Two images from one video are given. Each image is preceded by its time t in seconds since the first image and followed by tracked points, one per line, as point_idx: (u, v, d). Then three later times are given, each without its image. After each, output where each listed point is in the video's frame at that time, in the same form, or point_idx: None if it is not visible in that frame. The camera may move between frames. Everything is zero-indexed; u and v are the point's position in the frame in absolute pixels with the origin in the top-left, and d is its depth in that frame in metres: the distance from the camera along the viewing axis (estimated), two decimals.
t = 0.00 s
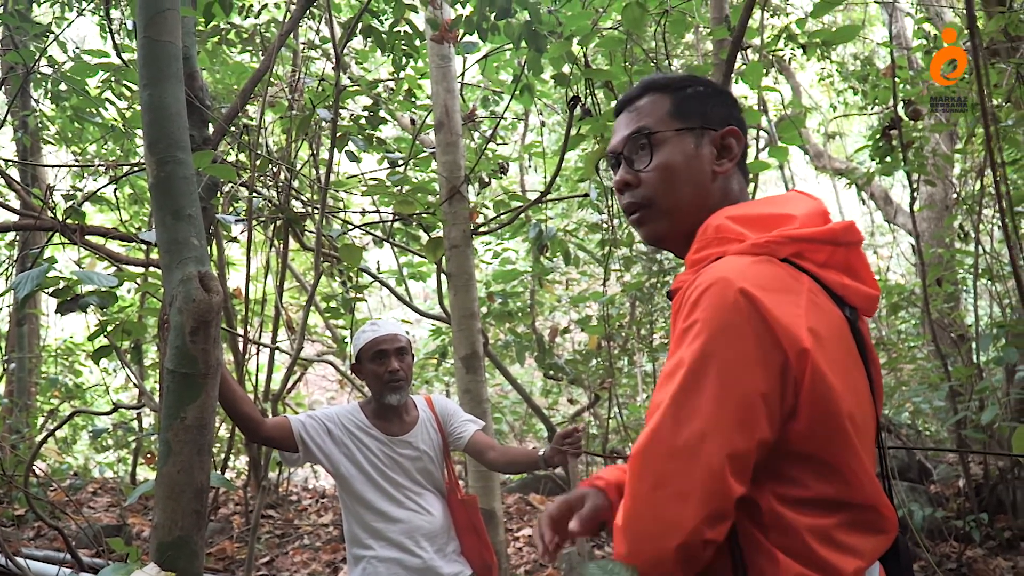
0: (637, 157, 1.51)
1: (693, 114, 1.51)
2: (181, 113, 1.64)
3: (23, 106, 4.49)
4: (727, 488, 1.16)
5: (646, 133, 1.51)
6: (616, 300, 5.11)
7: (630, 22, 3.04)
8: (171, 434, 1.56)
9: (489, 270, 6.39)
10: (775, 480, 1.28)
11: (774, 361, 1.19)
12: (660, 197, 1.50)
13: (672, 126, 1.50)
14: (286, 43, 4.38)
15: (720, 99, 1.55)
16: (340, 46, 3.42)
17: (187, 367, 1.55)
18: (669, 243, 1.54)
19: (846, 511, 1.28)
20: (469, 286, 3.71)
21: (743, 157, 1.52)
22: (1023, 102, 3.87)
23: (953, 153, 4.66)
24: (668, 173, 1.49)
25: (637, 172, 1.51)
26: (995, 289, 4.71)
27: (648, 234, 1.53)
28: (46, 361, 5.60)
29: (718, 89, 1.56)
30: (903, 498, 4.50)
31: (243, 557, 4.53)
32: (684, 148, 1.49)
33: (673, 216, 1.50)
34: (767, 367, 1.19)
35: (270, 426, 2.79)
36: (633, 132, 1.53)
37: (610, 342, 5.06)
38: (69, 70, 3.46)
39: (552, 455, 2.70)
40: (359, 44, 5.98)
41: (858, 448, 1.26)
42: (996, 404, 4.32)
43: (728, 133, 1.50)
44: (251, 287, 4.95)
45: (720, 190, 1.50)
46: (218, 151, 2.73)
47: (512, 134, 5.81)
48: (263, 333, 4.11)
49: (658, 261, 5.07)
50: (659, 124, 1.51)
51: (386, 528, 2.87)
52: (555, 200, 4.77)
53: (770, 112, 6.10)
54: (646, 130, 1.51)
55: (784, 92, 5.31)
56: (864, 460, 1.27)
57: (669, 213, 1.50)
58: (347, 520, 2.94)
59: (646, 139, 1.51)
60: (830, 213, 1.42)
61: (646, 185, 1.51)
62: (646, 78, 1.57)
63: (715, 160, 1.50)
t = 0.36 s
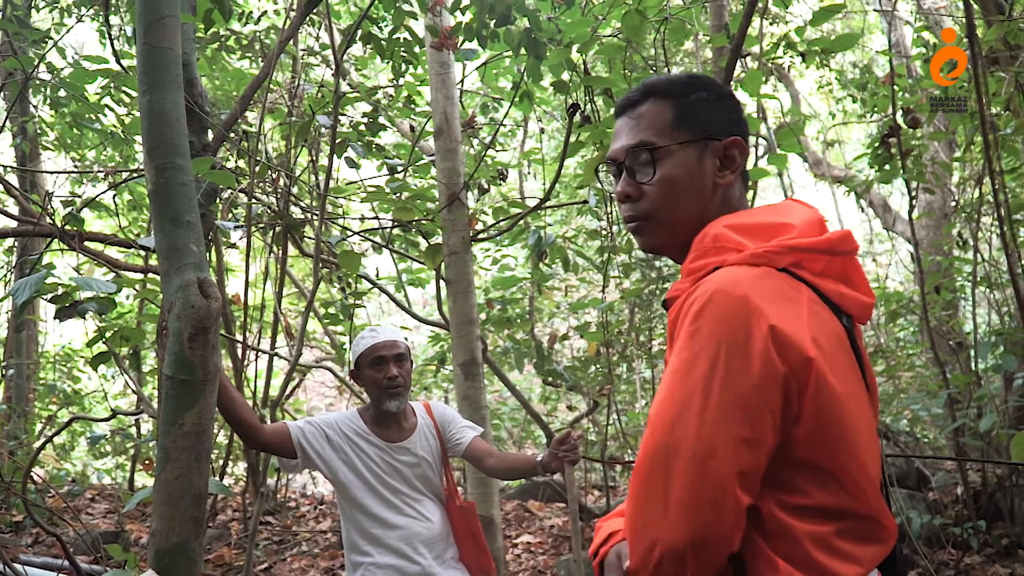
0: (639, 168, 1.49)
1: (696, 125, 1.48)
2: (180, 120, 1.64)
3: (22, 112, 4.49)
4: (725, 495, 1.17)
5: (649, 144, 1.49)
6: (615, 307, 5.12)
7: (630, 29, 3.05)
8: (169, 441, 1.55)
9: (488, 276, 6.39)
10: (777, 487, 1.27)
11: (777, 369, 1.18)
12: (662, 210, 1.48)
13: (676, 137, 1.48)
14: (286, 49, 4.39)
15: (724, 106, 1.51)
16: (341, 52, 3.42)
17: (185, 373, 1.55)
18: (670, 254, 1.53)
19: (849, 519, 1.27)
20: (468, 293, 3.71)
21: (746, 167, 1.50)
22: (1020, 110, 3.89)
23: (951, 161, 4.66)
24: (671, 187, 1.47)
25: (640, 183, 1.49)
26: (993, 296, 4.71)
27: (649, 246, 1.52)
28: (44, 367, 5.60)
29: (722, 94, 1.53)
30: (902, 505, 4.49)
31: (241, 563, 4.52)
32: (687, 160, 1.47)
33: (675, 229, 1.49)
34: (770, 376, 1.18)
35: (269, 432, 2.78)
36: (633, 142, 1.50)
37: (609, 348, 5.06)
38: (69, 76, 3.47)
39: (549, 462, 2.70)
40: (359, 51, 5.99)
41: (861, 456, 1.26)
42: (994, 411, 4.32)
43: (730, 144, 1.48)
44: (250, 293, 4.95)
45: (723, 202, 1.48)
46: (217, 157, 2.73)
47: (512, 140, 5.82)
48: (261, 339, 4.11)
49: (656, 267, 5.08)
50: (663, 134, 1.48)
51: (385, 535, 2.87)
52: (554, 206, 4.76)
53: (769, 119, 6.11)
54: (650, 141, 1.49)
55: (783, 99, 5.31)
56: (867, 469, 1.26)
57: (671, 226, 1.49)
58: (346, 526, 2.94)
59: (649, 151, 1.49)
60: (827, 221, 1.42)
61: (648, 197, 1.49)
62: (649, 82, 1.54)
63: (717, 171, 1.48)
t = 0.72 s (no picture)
0: (670, 163, 1.45)
1: (725, 120, 1.47)
2: (176, 120, 1.63)
3: (17, 111, 4.47)
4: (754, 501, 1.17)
5: (682, 139, 1.45)
6: (610, 312, 5.11)
7: (628, 35, 3.05)
8: (161, 442, 1.54)
9: (484, 280, 6.38)
10: (800, 492, 1.27)
11: (814, 378, 1.18)
12: (695, 207, 1.44)
13: (708, 132, 1.45)
14: (283, 51, 4.38)
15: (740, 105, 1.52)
16: (338, 54, 3.41)
17: (178, 374, 1.54)
18: (692, 254, 1.50)
19: (870, 528, 1.26)
20: (464, 296, 3.70)
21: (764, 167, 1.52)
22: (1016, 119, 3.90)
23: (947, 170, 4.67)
24: (706, 182, 1.44)
25: (673, 178, 1.44)
26: (987, 305, 4.72)
27: (675, 244, 1.47)
28: (36, 367, 5.57)
29: (734, 94, 1.53)
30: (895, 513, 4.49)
31: (233, 566, 4.50)
32: (720, 156, 1.45)
33: (709, 226, 1.45)
34: (806, 384, 1.17)
35: (262, 434, 2.76)
36: (664, 136, 1.45)
37: (604, 353, 5.06)
38: (64, 76, 3.46)
39: (542, 467, 2.68)
40: (356, 53, 5.99)
41: (884, 466, 1.26)
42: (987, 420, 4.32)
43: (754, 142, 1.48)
44: (245, 295, 4.94)
45: (745, 200, 1.49)
46: (213, 158, 2.72)
47: (509, 144, 5.82)
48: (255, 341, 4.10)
49: (652, 273, 5.08)
50: (695, 129, 1.45)
51: (378, 539, 2.86)
52: (550, 211, 4.76)
53: (766, 125, 6.12)
54: (683, 135, 1.45)
55: (780, 106, 5.32)
56: (889, 479, 1.27)
57: (704, 223, 1.45)
58: (339, 529, 2.93)
59: (683, 145, 1.44)
60: (846, 227, 1.41)
61: (680, 193, 1.44)
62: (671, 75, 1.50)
63: (742, 169, 1.48)
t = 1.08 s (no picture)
0: (683, 164, 1.45)
1: (734, 123, 1.48)
2: (161, 118, 1.62)
3: None
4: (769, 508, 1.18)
5: (695, 140, 1.45)
6: (595, 315, 5.13)
7: (615, 39, 3.06)
8: (142, 443, 1.53)
9: (470, 282, 6.38)
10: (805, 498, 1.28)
11: (830, 388, 1.19)
12: (707, 209, 1.44)
13: (721, 134, 1.46)
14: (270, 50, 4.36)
15: (746, 108, 1.54)
16: (325, 55, 3.40)
17: (160, 375, 1.52)
18: (698, 257, 1.49)
19: (871, 534, 1.29)
20: (449, 298, 3.69)
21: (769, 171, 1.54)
22: (999, 128, 3.94)
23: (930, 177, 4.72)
24: (719, 184, 1.44)
25: (687, 179, 1.44)
26: (969, 311, 4.76)
27: (683, 247, 1.46)
28: (17, 366, 5.51)
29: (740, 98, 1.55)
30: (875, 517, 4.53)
31: (213, 568, 4.47)
32: (732, 159, 1.46)
33: (719, 228, 1.44)
34: (824, 394, 1.18)
35: (244, 435, 2.74)
36: (676, 136, 1.46)
37: (589, 356, 5.08)
38: (47, 73, 3.43)
39: (526, 470, 2.68)
40: (344, 53, 5.97)
41: (884, 472, 1.29)
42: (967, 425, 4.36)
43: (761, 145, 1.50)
44: (229, 294, 4.91)
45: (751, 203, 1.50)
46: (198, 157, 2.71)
47: (496, 146, 5.82)
48: (239, 341, 4.08)
49: (637, 276, 5.09)
50: (707, 130, 1.46)
51: (360, 541, 2.85)
52: (536, 214, 4.77)
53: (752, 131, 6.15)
54: (696, 136, 1.45)
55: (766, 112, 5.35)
56: (889, 485, 1.29)
57: (715, 226, 1.44)
58: (320, 531, 2.91)
59: (697, 146, 1.45)
60: (853, 237, 1.42)
61: (692, 194, 1.44)
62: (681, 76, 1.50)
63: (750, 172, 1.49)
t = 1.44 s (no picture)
0: (606, 218, 1.41)
1: (651, 158, 1.41)
2: (146, 116, 1.61)
3: None
4: (757, 528, 1.19)
5: (614, 191, 1.40)
6: (581, 315, 5.14)
7: (602, 40, 3.07)
8: (126, 442, 1.52)
9: (456, 282, 6.38)
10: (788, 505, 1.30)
11: (803, 404, 1.20)
12: (639, 258, 1.43)
13: (635, 180, 1.40)
14: (256, 48, 4.34)
15: (666, 126, 1.45)
16: (312, 54, 3.39)
17: (144, 374, 1.51)
18: (648, 288, 1.50)
19: (854, 531, 1.32)
20: (435, 298, 3.69)
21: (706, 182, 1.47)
22: (982, 131, 3.98)
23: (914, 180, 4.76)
24: (645, 231, 1.41)
25: (610, 238, 1.41)
26: (951, 312, 4.81)
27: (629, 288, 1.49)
28: None
29: (660, 109, 1.46)
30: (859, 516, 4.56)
31: (197, 568, 4.46)
32: (653, 201, 1.41)
33: (657, 270, 1.45)
34: (797, 411, 1.19)
35: (229, 435, 2.73)
36: (595, 191, 1.41)
37: (575, 356, 5.10)
38: (31, 70, 3.40)
39: (509, 471, 2.69)
40: (330, 52, 5.95)
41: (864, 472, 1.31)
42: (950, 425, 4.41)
43: (689, 165, 1.43)
44: (214, 294, 4.90)
45: (692, 225, 1.46)
46: (182, 155, 2.70)
47: (482, 147, 5.82)
48: (224, 340, 4.06)
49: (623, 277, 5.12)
50: (620, 181, 1.40)
51: (345, 541, 2.85)
52: (523, 214, 4.78)
53: (737, 132, 6.19)
54: (610, 193, 1.40)
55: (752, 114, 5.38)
56: (869, 483, 1.32)
57: (653, 268, 1.44)
58: (305, 531, 2.91)
59: (613, 203, 1.40)
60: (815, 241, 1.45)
61: (620, 249, 1.43)
62: (586, 124, 1.43)
63: (681, 197, 1.44)
